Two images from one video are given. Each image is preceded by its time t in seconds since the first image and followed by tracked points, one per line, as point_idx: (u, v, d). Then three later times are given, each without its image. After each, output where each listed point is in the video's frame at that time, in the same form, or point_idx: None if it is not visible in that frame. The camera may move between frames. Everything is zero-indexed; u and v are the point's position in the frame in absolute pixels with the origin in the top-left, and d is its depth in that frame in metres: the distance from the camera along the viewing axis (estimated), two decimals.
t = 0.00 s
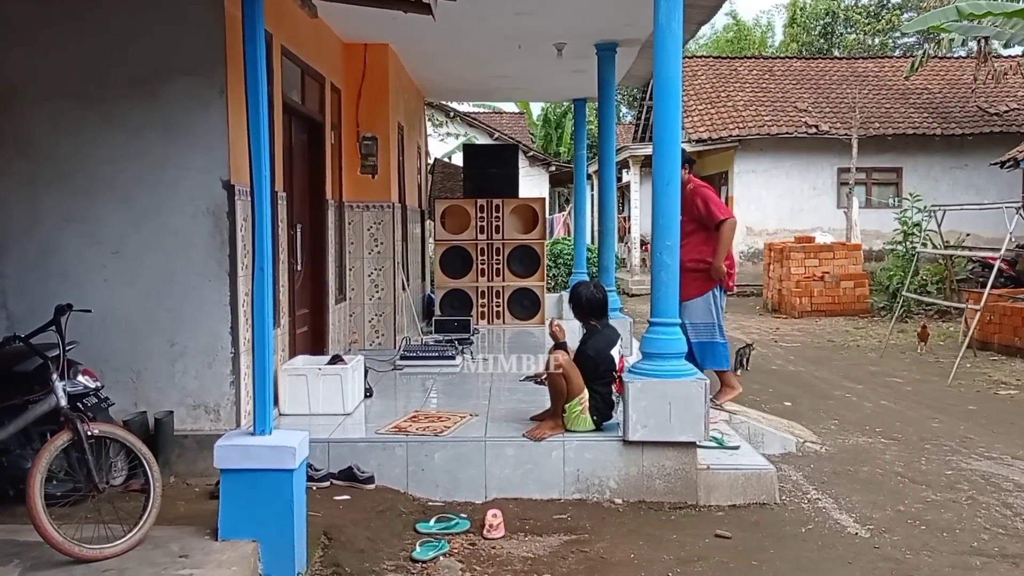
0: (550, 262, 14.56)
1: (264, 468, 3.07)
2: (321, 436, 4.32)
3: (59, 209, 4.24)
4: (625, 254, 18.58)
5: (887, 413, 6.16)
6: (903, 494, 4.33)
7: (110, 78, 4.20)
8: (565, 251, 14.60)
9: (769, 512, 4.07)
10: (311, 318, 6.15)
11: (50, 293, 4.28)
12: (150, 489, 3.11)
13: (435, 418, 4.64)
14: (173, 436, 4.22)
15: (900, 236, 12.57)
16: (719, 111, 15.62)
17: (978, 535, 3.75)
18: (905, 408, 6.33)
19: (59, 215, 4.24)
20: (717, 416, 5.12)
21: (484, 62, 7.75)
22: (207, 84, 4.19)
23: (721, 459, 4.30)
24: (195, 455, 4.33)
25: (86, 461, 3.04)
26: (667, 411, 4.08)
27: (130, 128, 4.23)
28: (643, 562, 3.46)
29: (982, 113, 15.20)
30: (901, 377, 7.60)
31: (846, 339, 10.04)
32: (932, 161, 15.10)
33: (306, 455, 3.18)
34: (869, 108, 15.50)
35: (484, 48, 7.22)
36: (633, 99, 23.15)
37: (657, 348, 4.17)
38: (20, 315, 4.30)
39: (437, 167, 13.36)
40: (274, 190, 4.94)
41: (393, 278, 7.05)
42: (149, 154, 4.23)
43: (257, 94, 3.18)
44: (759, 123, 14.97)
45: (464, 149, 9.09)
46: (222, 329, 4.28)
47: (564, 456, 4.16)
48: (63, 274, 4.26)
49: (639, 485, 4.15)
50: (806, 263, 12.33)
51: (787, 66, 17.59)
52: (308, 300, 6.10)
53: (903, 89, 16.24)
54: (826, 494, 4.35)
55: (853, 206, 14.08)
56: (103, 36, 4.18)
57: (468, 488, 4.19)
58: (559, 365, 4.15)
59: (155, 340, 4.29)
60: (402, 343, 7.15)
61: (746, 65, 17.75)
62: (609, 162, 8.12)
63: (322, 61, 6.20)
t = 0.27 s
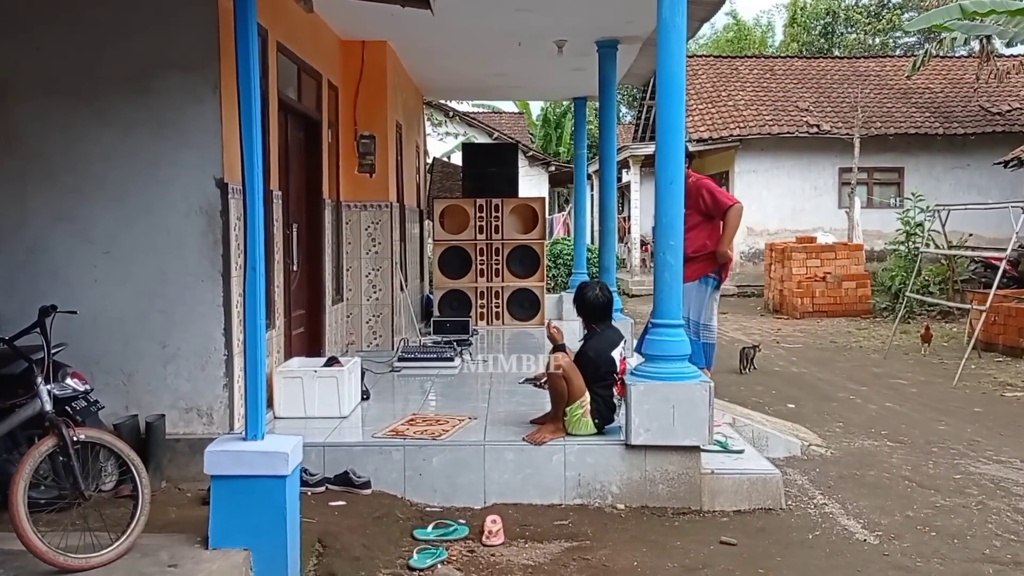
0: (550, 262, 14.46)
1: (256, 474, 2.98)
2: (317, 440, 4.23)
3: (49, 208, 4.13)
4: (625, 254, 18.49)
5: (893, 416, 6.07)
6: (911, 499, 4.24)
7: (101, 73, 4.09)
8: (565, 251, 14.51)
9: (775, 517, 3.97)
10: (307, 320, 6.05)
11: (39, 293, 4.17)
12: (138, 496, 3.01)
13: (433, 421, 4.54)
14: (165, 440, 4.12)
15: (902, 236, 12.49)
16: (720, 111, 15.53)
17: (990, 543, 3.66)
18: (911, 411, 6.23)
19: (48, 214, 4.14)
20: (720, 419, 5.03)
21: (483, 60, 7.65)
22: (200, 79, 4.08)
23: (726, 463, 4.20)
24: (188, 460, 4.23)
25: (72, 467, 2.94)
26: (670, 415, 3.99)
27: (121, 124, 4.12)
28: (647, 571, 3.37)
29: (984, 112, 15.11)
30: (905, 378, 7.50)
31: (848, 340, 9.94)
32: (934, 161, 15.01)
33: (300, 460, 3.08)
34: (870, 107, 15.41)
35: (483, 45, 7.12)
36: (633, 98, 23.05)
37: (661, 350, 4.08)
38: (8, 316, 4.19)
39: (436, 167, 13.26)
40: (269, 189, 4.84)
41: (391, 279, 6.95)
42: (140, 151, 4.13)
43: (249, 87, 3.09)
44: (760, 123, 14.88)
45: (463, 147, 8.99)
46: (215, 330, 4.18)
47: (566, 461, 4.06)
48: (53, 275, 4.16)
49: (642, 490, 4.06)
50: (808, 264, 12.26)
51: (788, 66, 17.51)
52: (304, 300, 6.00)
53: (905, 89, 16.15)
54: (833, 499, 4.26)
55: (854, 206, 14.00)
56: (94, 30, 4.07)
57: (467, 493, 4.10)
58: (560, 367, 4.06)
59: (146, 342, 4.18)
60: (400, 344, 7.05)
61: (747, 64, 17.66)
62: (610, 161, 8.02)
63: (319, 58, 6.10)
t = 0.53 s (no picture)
0: (551, 263, 14.36)
1: (249, 487, 2.87)
2: (314, 447, 4.12)
3: (39, 211, 4.03)
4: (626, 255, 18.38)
5: (901, 421, 5.96)
6: (924, 509, 4.13)
7: (93, 72, 3.99)
8: (566, 252, 14.41)
9: (785, 528, 3.87)
10: (306, 323, 5.94)
11: (29, 298, 4.06)
12: (127, 511, 2.90)
13: (434, 429, 4.44)
14: (159, 449, 4.01)
15: (907, 237, 12.39)
16: (722, 111, 15.42)
17: (1007, 555, 3.55)
18: (919, 416, 6.13)
19: (39, 217, 4.03)
20: (727, 425, 4.93)
21: (483, 58, 7.54)
22: (194, 77, 3.98)
23: (734, 471, 4.10)
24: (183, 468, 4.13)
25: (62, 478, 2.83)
26: (677, 422, 3.88)
27: (113, 124, 4.01)
28: None
29: (989, 112, 15.00)
30: (913, 382, 7.40)
31: (853, 343, 9.84)
32: (937, 161, 14.91)
33: (295, 472, 2.97)
34: (874, 107, 15.30)
35: (484, 43, 7.01)
36: (633, 98, 22.94)
37: (667, 356, 3.97)
38: None
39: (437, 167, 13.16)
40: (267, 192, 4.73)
41: (390, 281, 6.85)
42: (134, 151, 4.02)
43: (243, 86, 2.99)
44: (762, 123, 14.78)
45: (464, 147, 8.88)
46: (210, 336, 4.07)
47: (570, 469, 3.96)
48: (43, 279, 4.05)
49: (648, 500, 3.95)
50: (811, 264, 12.05)
51: (790, 65, 17.40)
52: (302, 304, 5.89)
53: (908, 88, 16.04)
54: (843, 508, 4.15)
55: (858, 207, 13.89)
56: (86, 28, 3.97)
57: (468, 502, 3.99)
58: (564, 374, 3.96)
59: (140, 348, 4.08)
60: (400, 347, 6.94)
61: (749, 64, 17.55)
62: (612, 161, 7.92)
63: (317, 58, 6.00)
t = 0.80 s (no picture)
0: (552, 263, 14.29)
1: (250, 494, 2.80)
2: (316, 451, 4.06)
3: (37, 211, 3.96)
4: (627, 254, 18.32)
5: (909, 423, 5.90)
6: (936, 514, 4.07)
7: (91, 69, 3.92)
8: (568, 252, 14.35)
9: (795, 534, 3.80)
10: (307, 324, 5.87)
11: (26, 299, 3.99)
12: (124, 518, 2.84)
13: (438, 432, 4.37)
14: (158, 453, 3.94)
15: (911, 237, 12.32)
16: (724, 110, 15.35)
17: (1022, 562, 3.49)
18: (927, 418, 6.07)
19: (36, 217, 3.96)
20: (734, 428, 4.86)
21: (486, 56, 7.48)
22: (193, 75, 3.91)
23: (742, 476, 4.03)
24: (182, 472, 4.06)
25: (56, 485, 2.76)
26: (685, 426, 3.82)
27: (111, 123, 3.95)
28: None
29: (992, 111, 14.94)
30: (919, 383, 7.34)
31: (858, 343, 9.78)
32: (941, 161, 14.84)
33: (297, 478, 2.91)
34: (877, 106, 15.24)
35: (487, 42, 6.94)
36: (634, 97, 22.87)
37: (674, 358, 3.90)
38: None
39: (438, 166, 13.09)
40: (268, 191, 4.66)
41: (392, 281, 6.78)
42: (132, 150, 3.95)
43: (243, 82, 2.93)
44: (765, 122, 14.71)
45: (465, 146, 8.82)
46: (210, 338, 4.00)
47: (576, 474, 3.90)
48: (40, 281, 3.98)
49: (655, 505, 3.89)
50: (814, 264, 11.97)
51: (792, 65, 17.33)
52: (303, 305, 5.82)
53: (911, 87, 15.97)
54: (854, 513, 4.09)
55: (861, 206, 13.82)
56: (84, 25, 3.90)
57: (472, 507, 3.93)
58: (570, 377, 3.90)
59: (138, 350, 4.01)
60: (402, 348, 6.87)
61: (751, 63, 17.49)
62: (616, 160, 7.85)
63: (318, 56, 5.93)
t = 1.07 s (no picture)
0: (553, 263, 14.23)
1: (248, 499, 2.74)
2: (316, 454, 4.00)
3: (32, 210, 3.90)
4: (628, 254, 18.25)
5: (915, 424, 5.84)
6: (946, 517, 4.00)
7: (87, 66, 3.86)
8: (569, 252, 14.28)
9: (804, 538, 3.74)
10: (307, 325, 5.81)
11: (21, 299, 3.93)
12: (120, 523, 2.80)
13: (440, 434, 4.30)
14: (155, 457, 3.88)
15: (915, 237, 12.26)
16: (726, 109, 15.28)
17: None
18: (933, 419, 6.00)
19: (31, 216, 3.90)
20: (740, 429, 4.80)
21: (487, 54, 7.41)
22: (192, 71, 3.84)
23: (749, 479, 3.97)
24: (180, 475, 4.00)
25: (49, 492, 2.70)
26: (691, 429, 3.75)
27: (108, 120, 3.88)
28: None
29: (995, 110, 14.87)
30: (924, 384, 7.27)
31: (861, 343, 9.71)
32: (943, 160, 14.77)
33: (296, 483, 2.84)
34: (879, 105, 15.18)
35: (489, 39, 6.88)
36: (635, 97, 22.80)
37: (679, 360, 3.83)
38: None
39: (438, 165, 13.02)
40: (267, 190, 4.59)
41: (393, 281, 6.72)
42: (130, 148, 3.89)
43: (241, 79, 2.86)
44: (767, 121, 14.65)
45: (466, 145, 8.75)
46: (208, 339, 3.94)
47: (580, 477, 3.83)
48: (36, 281, 3.92)
49: (661, 509, 3.82)
50: (817, 264, 11.91)
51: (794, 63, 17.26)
52: (303, 305, 5.75)
53: (914, 86, 15.91)
54: (862, 516, 4.02)
55: (864, 205, 13.75)
56: (80, 20, 3.84)
57: (475, 511, 3.86)
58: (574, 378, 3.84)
59: (136, 351, 3.95)
60: (403, 349, 6.81)
61: (753, 62, 17.42)
62: (619, 158, 7.79)
63: (319, 53, 5.86)
